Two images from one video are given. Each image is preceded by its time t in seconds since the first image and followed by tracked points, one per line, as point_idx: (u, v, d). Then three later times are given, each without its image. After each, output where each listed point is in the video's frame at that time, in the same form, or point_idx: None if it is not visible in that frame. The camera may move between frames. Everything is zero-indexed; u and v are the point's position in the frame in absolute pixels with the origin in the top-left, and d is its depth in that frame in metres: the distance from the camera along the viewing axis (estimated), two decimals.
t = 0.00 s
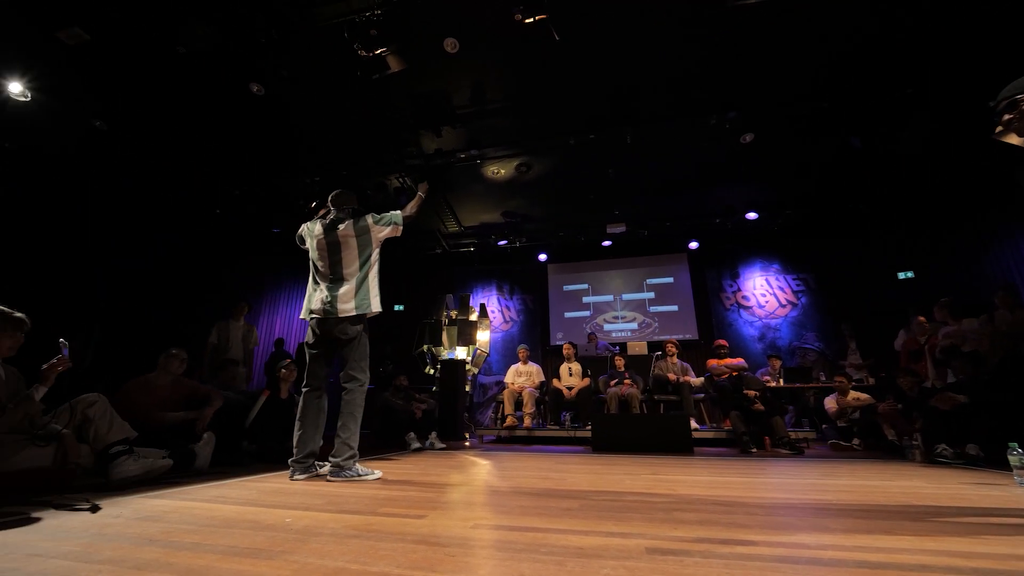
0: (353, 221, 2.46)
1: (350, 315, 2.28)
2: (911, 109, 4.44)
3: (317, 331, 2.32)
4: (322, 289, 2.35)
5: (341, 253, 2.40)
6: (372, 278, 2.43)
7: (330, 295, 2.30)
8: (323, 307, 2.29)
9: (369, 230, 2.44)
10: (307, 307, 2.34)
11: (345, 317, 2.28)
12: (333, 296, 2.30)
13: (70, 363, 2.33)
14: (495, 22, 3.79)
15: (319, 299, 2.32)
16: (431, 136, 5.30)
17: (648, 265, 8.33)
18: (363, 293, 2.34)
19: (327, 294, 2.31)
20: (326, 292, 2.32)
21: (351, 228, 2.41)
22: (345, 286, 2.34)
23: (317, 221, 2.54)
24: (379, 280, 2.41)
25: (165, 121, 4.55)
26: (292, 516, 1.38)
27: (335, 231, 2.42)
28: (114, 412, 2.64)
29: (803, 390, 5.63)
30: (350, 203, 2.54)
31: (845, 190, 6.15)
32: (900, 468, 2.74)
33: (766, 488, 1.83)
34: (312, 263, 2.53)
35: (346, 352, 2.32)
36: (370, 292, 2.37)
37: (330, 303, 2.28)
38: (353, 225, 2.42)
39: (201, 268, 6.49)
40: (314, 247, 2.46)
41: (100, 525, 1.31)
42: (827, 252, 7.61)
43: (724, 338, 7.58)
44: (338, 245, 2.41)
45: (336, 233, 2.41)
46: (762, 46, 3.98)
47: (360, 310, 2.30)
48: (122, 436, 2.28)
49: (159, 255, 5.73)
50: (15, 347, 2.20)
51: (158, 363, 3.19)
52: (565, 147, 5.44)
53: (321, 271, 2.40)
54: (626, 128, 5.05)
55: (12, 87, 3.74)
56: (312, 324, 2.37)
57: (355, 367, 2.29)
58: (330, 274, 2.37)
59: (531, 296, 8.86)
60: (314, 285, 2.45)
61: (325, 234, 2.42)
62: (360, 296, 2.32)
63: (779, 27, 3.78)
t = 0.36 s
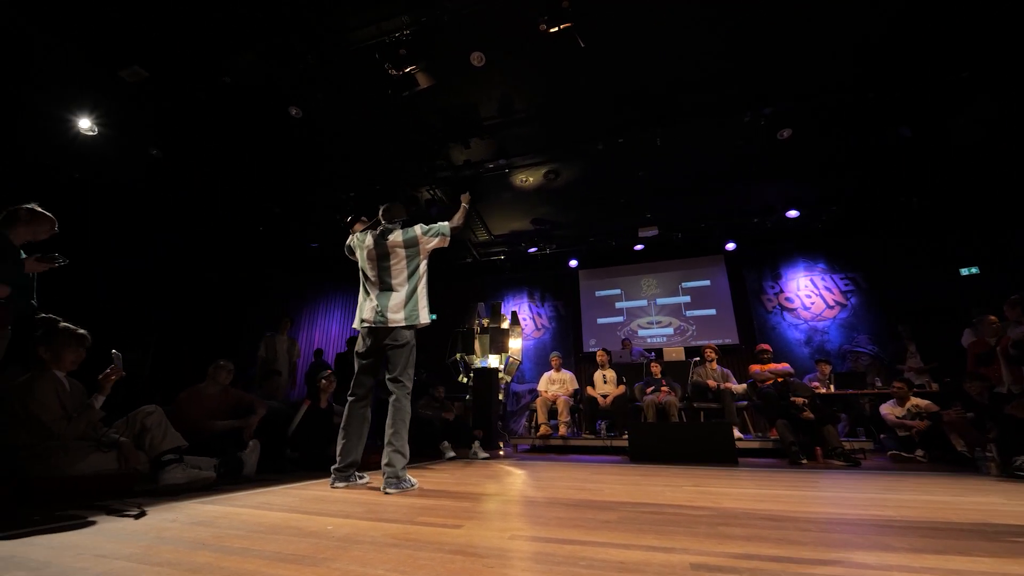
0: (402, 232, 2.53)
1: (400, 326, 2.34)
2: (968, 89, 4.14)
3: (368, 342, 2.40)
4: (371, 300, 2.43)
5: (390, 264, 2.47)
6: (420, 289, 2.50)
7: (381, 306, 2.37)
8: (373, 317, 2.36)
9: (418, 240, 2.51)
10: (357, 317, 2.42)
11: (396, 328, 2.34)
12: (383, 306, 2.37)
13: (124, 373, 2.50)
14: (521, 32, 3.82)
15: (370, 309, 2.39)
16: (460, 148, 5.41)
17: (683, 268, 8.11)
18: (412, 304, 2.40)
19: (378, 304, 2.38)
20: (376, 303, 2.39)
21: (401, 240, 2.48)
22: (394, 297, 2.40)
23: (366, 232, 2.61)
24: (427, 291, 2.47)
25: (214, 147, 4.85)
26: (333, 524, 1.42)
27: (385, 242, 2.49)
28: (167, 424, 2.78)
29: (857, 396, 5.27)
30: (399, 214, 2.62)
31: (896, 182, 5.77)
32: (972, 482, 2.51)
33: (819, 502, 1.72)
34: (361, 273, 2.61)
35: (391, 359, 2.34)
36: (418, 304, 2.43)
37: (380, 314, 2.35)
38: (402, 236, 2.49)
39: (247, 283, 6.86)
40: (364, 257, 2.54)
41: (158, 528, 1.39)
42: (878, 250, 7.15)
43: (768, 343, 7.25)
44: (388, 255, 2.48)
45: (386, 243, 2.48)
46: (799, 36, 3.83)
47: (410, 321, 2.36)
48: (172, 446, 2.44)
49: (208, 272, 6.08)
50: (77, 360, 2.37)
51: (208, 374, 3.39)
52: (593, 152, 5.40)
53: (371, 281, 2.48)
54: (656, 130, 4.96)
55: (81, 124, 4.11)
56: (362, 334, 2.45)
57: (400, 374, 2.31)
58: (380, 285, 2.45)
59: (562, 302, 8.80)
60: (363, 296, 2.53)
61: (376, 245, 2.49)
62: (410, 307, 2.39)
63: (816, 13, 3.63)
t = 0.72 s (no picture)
0: (443, 239, 2.59)
1: (439, 334, 2.40)
2: None
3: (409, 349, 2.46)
4: (411, 307, 2.48)
5: (431, 272, 2.53)
6: (460, 297, 2.54)
7: (421, 314, 2.43)
8: (413, 324, 2.42)
9: (459, 249, 2.56)
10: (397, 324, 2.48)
11: (435, 336, 2.40)
12: (424, 315, 2.43)
13: (170, 382, 2.64)
14: (543, 38, 3.85)
15: (409, 317, 2.45)
16: (484, 156, 5.47)
17: (715, 269, 7.87)
18: (452, 313, 2.45)
19: (418, 312, 2.44)
20: (416, 310, 2.45)
21: (443, 247, 2.54)
22: (435, 305, 2.46)
23: (410, 237, 2.66)
24: (467, 301, 2.51)
25: (252, 165, 5.12)
26: (369, 528, 1.45)
27: (427, 249, 2.55)
28: (212, 429, 2.97)
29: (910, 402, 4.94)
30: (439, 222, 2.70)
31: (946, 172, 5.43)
32: None
33: (869, 512, 1.62)
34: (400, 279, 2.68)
35: (431, 366, 2.39)
36: (458, 313, 2.48)
37: (420, 321, 2.41)
38: (444, 244, 2.55)
39: (284, 294, 7.14)
40: (404, 263, 2.61)
41: (205, 529, 1.46)
42: (929, 245, 6.71)
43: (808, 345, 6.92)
44: (429, 263, 2.54)
45: (428, 251, 2.55)
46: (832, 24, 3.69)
47: (450, 330, 2.41)
48: (218, 450, 2.60)
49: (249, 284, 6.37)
50: (129, 369, 2.54)
51: (248, 382, 3.56)
52: (619, 155, 5.35)
53: (411, 289, 2.54)
54: (683, 129, 4.87)
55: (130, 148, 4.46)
56: (400, 340, 2.50)
57: (439, 380, 2.35)
58: (420, 292, 2.51)
59: (590, 307, 8.71)
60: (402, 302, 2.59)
61: (417, 253, 2.56)
62: (450, 316, 2.43)
63: None
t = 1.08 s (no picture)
0: (478, 243, 2.62)
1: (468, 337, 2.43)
2: None
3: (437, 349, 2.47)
4: (440, 306, 2.48)
5: (463, 273, 2.55)
6: (488, 302, 2.59)
7: (451, 314, 2.44)
8: (441, 324, 2.42)
9: (494, 254, 2.61)
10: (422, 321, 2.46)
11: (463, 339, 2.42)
12: (455, 315, 2.44)
13: (207, 384, 2.76)
14: (563, 36, 3.83)
15: (437, 316, 2.45)
16: (505, 156, 5.47)
17: (745, 264, 7.64)
18: (481, 317, 2.50)
19: (447, 312, 2.45)
20: (445, 310, 2.45)
21: (479, 250, 2.58)
22: (464, 307, 2.49)
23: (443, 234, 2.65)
24: (495, 306, 2.57)
25: (281, 173, 5.29)
26: (398, 526, 1.47)
27: (462, 249, 2.57)
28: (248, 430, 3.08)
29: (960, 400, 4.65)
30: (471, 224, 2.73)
31: (996, 155, 5.10)
32: None
33: (916, 516, 1.53)
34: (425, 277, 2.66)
35: (458, 366, 2.42)
36: (486, 317, 2.52)
37: (450, 322, 2.42)
38: (480, 247, 2.60)
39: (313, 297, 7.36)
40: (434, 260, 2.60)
41: (243, 526, 1.52)
42: (977, 233, 6.31)
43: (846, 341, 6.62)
44: (462, 264, 2.56)
45: (463, 252, 2.57)
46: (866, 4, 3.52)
47: (479, 333, 2.45)
48: (253, 450, 2.70)
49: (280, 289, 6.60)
50: (169, 372, 2.67)
51: (280, 384, 3.67)
52: (641, 151, 5.26)
53: (441, 288, 2.54)
54: (708, 121, 4.75)
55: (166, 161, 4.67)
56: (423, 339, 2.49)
57: (467, 380, 2.38)
58: (451, 293, 2.52)
59: (615, 305, 8.60)
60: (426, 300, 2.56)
61: (451, 252, 2.57)
62: (480, 320, 2.47)
63: None
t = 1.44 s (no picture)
0: (500, 248, 2.67)
1: (497, 341, 2.47)
2: None
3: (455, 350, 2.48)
4: (464, 310, 2.48)
5: (487, 278, 2.58)
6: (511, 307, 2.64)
7: (478, 319, 2.47)
8: (469, 329, 2.43)
9: (517, 259, 2.67)
10: (447, 325, 2.43)
11: (492, 343, 2.46)
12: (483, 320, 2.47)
13: (237, 386, 2.83)
14: (579, 33, 3.80)
15: (464, 320, 2.45)
16: (523, 156, 5.46)
17: (772, 259, 7.41)
18: (506, 321, 2.55)
19: (474, 317, 2.47)
20: (472, 315, 2.47)
21: (503, 256, 2.62)
22: (491, 311, 2.52)
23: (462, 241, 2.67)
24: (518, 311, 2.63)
25: (305, 180, 5.44)
26: (423, 525, 1.49)
27: (484, 254, 2.60)
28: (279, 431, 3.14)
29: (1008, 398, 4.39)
30: (489, 231, 2.77)
31: None
32: None
33: (962, 520, 1.45)
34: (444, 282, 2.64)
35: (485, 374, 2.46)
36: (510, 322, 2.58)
37: (478, 327, 2.45)
38: (503, 253, 2.64)
39: (338, 300, 7.52)
40: (456, 265, 2.60)
41: (273, 523, 1.57)
42: None
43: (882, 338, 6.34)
44: (485, 269, 2.58)
45: (487, 257, 2.60)
46: None
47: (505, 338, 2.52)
48: (284, 450, 2.74)
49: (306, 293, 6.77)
50: (202, 374, 2.76)
51: (308, 385, 3.76)
52: (661, 146, 5.17)
53: (465, 292, 2.54)
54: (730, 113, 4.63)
55: (197, 172, 4.88)
56: (444, 343, 2.46)
57: (493, 389, 2.41)
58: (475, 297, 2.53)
59: (637, 304, 8.48)
60: (447, 305, 2.54)
61: (474, 257, 2.59)
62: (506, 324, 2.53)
63: None
